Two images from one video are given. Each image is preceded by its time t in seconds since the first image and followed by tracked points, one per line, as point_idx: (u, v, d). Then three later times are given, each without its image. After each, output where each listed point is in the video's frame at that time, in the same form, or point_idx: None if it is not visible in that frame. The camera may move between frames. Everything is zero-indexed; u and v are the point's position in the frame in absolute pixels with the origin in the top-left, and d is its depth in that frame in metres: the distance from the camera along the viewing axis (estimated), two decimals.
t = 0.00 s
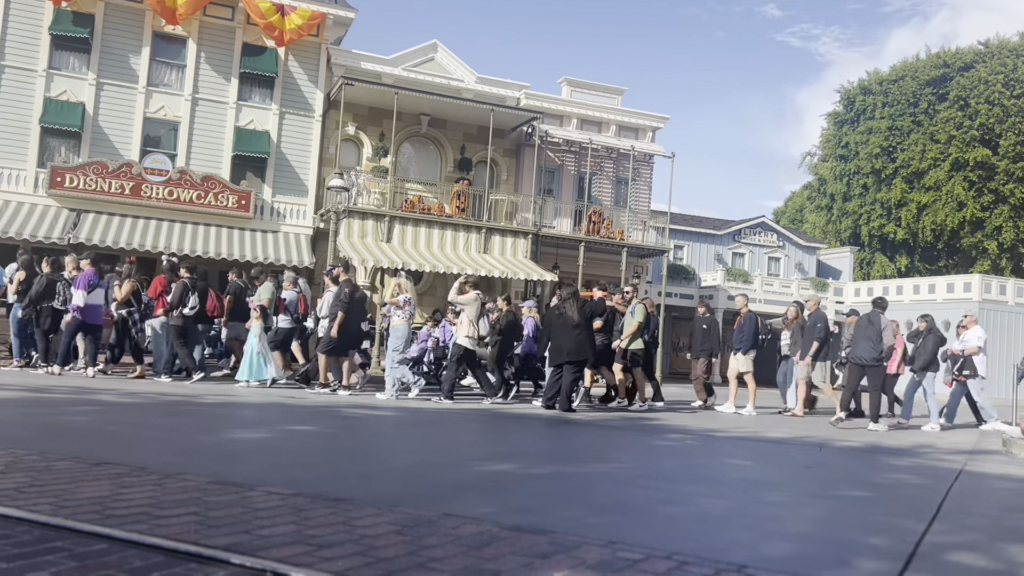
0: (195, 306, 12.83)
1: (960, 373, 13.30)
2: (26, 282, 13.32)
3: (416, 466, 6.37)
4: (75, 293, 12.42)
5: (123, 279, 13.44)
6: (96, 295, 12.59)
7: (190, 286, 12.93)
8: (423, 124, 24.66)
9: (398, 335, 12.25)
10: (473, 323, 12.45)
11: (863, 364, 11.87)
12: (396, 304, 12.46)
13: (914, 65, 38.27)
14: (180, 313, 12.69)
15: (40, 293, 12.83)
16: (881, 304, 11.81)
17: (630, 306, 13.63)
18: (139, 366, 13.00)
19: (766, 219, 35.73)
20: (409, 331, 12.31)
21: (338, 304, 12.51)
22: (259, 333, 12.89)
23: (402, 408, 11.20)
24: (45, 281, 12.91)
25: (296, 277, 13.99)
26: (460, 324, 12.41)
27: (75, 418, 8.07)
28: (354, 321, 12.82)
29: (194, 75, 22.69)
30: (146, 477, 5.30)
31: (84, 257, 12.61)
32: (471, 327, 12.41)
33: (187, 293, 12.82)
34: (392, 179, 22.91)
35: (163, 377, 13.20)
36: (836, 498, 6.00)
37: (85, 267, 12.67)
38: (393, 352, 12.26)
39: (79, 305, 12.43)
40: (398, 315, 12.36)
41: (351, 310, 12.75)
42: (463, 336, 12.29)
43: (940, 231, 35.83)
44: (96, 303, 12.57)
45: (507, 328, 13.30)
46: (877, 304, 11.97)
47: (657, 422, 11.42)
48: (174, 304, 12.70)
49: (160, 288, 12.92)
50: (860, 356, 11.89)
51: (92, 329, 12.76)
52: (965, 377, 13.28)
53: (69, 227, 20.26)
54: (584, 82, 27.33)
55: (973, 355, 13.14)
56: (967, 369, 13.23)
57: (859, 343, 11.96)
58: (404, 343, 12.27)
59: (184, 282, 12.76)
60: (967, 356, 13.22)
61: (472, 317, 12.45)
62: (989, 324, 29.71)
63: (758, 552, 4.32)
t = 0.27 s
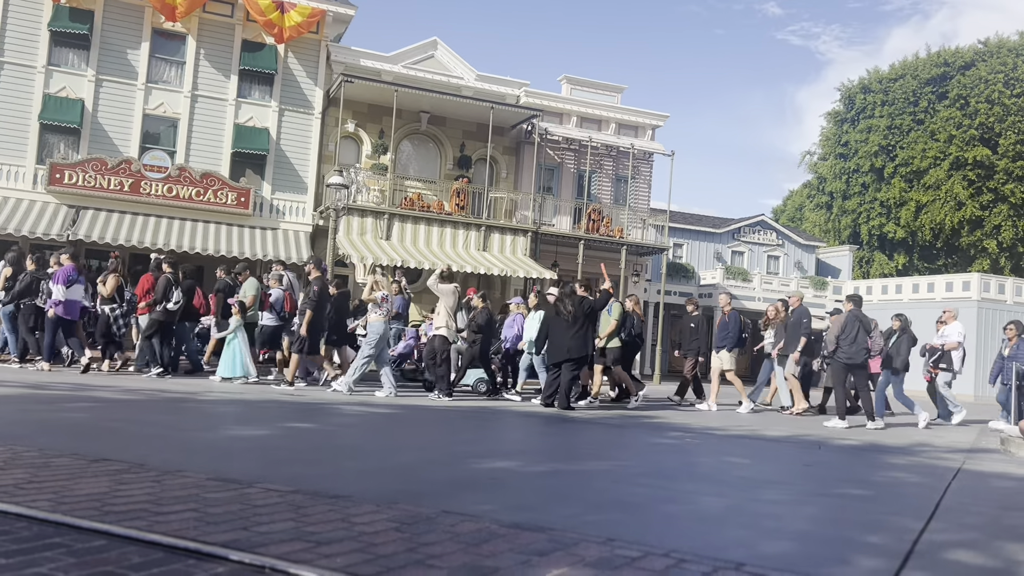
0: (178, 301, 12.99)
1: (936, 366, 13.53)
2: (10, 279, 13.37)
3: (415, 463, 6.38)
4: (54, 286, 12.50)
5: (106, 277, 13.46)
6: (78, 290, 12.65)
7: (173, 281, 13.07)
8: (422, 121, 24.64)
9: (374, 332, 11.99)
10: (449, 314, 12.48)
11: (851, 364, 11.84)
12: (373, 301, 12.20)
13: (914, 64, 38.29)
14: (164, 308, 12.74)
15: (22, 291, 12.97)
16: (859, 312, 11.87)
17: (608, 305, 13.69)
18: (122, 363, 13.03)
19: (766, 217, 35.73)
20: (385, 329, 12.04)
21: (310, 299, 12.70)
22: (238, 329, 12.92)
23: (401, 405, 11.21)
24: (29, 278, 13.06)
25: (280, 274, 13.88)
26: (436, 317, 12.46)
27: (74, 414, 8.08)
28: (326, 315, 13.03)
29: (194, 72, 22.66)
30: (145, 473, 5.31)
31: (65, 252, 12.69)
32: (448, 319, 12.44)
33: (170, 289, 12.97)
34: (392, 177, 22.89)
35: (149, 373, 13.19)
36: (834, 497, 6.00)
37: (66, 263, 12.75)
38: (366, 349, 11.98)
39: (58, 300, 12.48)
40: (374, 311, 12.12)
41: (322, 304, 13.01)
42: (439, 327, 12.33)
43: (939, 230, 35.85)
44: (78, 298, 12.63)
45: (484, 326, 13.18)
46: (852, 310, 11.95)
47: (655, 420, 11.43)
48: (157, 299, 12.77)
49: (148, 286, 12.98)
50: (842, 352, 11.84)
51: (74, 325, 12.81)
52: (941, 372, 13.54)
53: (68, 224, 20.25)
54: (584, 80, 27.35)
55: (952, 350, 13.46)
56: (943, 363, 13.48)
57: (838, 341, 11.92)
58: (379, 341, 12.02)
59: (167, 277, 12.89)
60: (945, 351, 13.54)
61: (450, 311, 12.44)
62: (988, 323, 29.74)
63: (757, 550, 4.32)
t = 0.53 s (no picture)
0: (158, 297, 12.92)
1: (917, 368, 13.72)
2: None
3: (414, 460, 6.38)
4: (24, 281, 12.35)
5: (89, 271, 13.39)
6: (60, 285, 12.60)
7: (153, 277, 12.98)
8: (422, 119, 24.62)
9: (347, 327, 12.29)
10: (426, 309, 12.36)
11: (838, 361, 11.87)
12: (346, 295, 12.41)
13: (914, 63, 38.32)
14: (143, 306, 12.75)
15: (7, 290, 13.03)
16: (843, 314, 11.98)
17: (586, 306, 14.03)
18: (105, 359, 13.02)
19: (765, 216, 35.76)
20: (357, 323, 12.37)
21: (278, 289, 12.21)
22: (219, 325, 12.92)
23: (399, 403, 11.20)
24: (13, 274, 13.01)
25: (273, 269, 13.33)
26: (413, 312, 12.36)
27: (72, 410, 8.08)
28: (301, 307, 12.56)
29: (193, 68, 22.65)
30: (143, 469, 5.31)
31: (46, 247, 12.61)
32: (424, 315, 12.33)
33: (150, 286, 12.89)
34: (391, 174, 22.88)
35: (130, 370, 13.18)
36: (832, 495, 6.01)
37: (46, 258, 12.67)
38: (340, 343, 12.24)
39: (39, 295, 12.44)
40: (348, 306, 12.31)
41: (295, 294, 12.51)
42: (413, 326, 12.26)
43: (939, 230, 35.85)
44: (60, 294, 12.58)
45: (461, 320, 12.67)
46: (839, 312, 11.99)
47: (654, 418, 11.43)
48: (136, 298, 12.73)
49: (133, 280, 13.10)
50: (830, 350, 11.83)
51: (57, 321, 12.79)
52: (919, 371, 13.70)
53: (67, 220, 20.23)
54: (584, 78, 27.37)
55: (932, 351, 13.61)
56: (924, 365, 13.64)
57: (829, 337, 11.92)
58: (352, 334, 12.30)
59: (146, 273, 12.80)
60: (926, 352, 13.67)
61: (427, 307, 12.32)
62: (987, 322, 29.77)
63: (754, 547, 4.32)
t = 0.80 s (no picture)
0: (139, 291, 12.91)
1: (896, 364, 14.11)
2: None
3: (412, 458, 6.38)
4: (7, 260, 12.46)
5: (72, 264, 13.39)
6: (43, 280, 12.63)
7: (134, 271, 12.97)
8: (422, 117, 24.62)
9: (323, 322, 11.93)
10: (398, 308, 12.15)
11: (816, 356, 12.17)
12: (319, 290, 12.10)
13: (914, 62, 38.35)
14: (123, 298, 12.78)
15: None
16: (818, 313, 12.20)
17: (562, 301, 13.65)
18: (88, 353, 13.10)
19: (765, 215, 35.79)
20: (336, 318, 12.01)
21: (255, 287, 12.31)
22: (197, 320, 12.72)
23: (398, 400, 11.21)
24: None
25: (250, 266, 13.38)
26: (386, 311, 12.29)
27: (72, 406, 8.08)
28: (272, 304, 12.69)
29: (193, 65, 22.63)
30: (142, 466, 5.31)
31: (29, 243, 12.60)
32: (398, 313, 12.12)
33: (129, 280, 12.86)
34: (390, 171, 22.88)
35: (110, 364, 13.14)
36: (829, 494, 6.02)
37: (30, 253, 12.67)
38: (318, 340, 11.95)
39: (25, 288, 12.54)
40: (322, 301, 12.01)
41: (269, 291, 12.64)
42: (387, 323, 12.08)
43: (938, 229, 35.87)
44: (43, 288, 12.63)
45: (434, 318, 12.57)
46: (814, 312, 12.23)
47: (653, 417, 11.44)
48: (117, 290, 12.77)
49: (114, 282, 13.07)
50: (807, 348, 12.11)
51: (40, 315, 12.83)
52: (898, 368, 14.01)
53: (66, 217, 20.22)
54: (584, 76, 27.38)
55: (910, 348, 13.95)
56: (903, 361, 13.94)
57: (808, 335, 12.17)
58: (332, 330, 11.96)
59: (126, 267, 12.77)
60: (905, 349, 14.01)
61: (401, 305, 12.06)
62: (986, 321, 29.83)
63: (752, 546, 4.33)
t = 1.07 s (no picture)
0: (120, 285, 13.06)
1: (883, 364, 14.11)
2: None
3: (411, 454, 6.39)
4: None
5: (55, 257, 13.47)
6: (29, 273, 12.65)
7: (116, 266, 13.09)
8: (423, 114, 24.62)
9: (296, 317, 11.83)
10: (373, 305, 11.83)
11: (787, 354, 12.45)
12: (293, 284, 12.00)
13: (915, 62, 38.36)
14: (105, 293, 12.88)
15: None
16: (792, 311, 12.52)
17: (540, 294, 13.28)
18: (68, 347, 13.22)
19: (765, 214, 35.76)
20: (310, 313, 11.87)
21: (232, 281, 12.65)
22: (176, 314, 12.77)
23: (397, 397, 11.22)
24: None
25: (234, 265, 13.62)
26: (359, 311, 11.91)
27: (71, 402, 8.09)
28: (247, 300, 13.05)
29: (194, 62, 22.63)
30: (141, 462, 5.33)
31: (16, 236, 12.62)
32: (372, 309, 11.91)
33: (111, 274, 13.00)
34: (391, 169, 22.86)
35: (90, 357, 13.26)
36: (827, 493, 6.03)
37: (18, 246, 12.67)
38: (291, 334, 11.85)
39: (10, 282, 12.50)
40: (297, 296, 11.89)
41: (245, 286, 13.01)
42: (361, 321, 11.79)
43: (939, 229, 35.85)
44: (28, 282, 12.62)
45: (405, 311, 12.84)
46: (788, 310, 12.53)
47: (652, 415, 11.45)
48: (98, 284, 12.90)
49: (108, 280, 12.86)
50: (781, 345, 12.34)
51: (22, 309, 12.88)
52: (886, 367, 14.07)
53: (67, 212, 20.22)
54: (585, 74, 27.37)
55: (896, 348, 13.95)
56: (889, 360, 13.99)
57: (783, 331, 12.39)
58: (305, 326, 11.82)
59: (109, 262, 12.89)
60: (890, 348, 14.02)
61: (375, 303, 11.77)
62: (986, 322, 29.85)
63: (751, 544, 4.34)
